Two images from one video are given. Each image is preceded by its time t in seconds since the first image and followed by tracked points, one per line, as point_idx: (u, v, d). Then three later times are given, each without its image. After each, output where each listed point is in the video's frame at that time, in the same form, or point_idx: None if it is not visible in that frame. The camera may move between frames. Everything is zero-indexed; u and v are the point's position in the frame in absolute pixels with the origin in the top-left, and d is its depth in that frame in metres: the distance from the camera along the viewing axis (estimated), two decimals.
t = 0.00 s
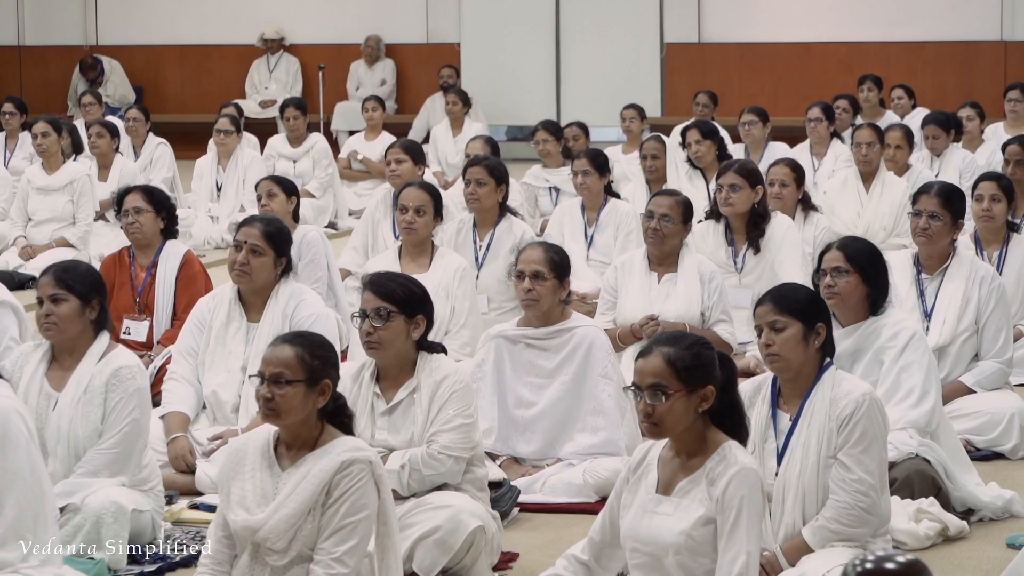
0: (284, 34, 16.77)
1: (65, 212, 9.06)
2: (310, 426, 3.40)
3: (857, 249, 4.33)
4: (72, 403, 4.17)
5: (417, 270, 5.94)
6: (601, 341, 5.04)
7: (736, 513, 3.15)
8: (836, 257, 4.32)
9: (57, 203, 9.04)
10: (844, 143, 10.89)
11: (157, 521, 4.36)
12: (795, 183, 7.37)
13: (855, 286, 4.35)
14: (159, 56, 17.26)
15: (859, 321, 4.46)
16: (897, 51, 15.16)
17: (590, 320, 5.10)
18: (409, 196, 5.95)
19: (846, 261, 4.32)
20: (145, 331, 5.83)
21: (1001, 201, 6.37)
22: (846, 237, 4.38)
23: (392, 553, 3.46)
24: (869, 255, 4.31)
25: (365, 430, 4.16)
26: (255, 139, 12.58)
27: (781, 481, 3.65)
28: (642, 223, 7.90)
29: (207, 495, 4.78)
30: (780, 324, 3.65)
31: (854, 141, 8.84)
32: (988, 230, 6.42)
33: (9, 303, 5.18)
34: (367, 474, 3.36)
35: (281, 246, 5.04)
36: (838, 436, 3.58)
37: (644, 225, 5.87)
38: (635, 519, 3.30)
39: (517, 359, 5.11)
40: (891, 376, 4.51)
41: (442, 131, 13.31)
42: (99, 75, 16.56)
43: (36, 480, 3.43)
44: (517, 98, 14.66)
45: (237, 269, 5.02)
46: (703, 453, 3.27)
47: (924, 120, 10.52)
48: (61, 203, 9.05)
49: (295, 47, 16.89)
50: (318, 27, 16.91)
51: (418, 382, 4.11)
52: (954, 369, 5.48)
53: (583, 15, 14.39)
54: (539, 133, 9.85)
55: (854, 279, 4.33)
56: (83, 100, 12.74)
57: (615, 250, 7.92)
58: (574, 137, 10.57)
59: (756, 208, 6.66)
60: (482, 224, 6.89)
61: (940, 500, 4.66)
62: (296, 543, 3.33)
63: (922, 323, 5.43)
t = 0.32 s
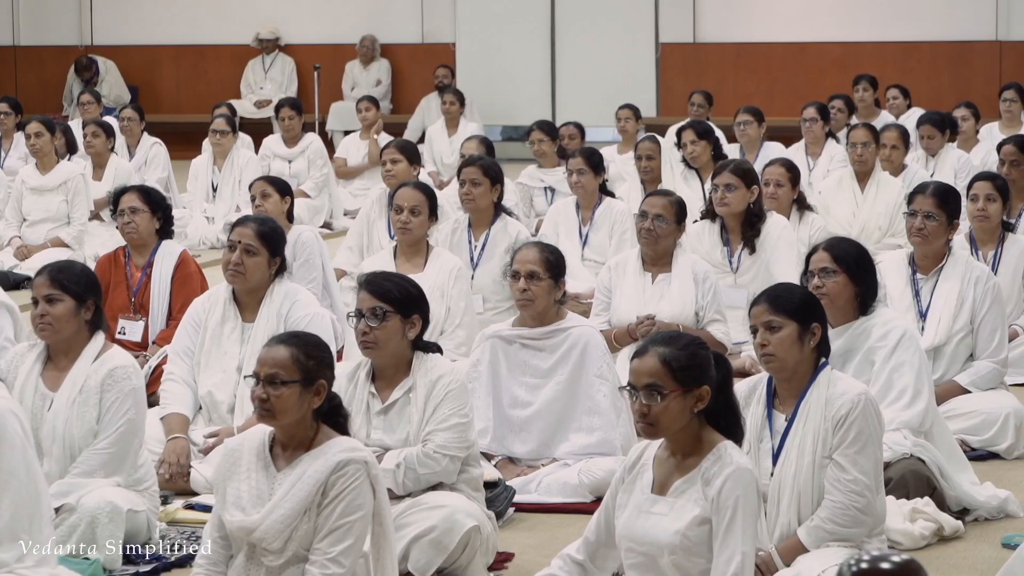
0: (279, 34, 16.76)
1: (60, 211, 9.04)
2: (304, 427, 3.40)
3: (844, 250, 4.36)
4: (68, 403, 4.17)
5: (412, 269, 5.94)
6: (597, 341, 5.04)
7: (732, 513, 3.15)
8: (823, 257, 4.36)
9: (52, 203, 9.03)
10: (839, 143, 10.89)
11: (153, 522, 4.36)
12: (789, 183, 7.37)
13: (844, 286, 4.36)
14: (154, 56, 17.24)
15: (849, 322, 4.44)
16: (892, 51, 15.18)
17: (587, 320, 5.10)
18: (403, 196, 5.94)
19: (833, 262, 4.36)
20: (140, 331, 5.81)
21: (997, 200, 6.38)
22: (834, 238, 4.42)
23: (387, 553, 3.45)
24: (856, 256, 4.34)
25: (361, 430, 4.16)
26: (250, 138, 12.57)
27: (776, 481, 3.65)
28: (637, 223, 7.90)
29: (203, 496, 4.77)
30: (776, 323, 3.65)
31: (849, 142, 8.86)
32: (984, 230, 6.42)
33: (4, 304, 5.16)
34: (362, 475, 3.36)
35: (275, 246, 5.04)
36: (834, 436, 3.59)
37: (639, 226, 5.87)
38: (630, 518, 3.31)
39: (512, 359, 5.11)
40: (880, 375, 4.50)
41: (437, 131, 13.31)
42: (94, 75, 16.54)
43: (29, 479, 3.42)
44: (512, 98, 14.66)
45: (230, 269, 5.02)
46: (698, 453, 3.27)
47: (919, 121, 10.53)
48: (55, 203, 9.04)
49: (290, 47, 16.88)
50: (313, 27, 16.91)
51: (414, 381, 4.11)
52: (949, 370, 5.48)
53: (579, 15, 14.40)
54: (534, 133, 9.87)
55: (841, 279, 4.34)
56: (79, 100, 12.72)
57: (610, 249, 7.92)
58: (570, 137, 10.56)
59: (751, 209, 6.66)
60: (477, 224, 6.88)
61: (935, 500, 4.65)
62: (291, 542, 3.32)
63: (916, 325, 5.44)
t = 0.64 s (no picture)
0: (275, 34, 16.76)
1: (55, 211, 9.05)
2: (300, 427, 3.40)
3: (841, 251, 4.34)
4: (63, 403, 4.17)
5: (408, 270, 5.95)
6: (593, 341, 5.03)
7: (728, 512, 3.15)
8: (819, 257, 4.33)
9: (47, 203, 9.03)
10: (835, 143, 10.89)
11: (149, 521, 4.36)
12: (786, 183, 7.38)
13: (842, 286, 4.35)
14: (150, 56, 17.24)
15: (846, 323, 4.45)
16: (888, 52, 15.18)
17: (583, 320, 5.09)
18: (400, 196, 5.94)
19: (830, 262, 4.34)
20: (136, 331, 5.82)
21: (993, 200, 6.40)
22: (831, 238, 4.40)
23: (384, 553, 3.45)
24: (853, 256, 4.33)
25: (357, 430, 4.17)
26: (246, 138, 12.58)
27: (772, 481, 3.65)
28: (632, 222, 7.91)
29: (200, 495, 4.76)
30: (772, 323, 3.65)
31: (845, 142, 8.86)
32: (980, 229, 6.43)
33: None
34: (359, 475, 3.36)
35: (268, 244, 5.04)
36: (830, 436, 3.59)
37: (634, 226, 5.86)
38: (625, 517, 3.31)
39: (509, 359, 5.11)
40: (876, 377, 4.51)
41: (433, 132, 13.32)
42: (90, 75, 16.54)
43: (25, 479, 3.42)
44: (509, 98, 14.66)
45: (224, 268, 5.01)
46: (694, 453, 3.27)
47: (914, 121, 10.53)
48: (51, 202, 9.04)
49: (286, 47, 16.88)
50: (309, 28, 16.92)
51: (411, 381, 4.11)
52: (946, 370, 5.48)
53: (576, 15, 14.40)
54: (530, 133, 9.87)
55: (839, 279, 4.34)
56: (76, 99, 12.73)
57: (606, 248, 7.92)
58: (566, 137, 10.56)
59: (748, 208, 6.66)
60: (473, 224, 6.88)
61: (932, 501, 4.64)
62: (288, 542, 3.32)
63: (913, 323, 5.43)
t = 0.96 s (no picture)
0: (271, 34, 16.76)
1: (50, 211, 9.04)
2: (296, 426, 3.40)
3: (840, 250, 4.36)
4: (59, 403, 4.17)
5: (404, 270, 5.94)
6: (589, 342, 5.04)
7: (724, 512, 3.15)
8: (819, 256, 4.35)
9: (42, 203, 9.02)
10: (831, 143, 10.89)
11: (145, 522, 4.35)
12: (781, 183, 7.38)
13: (842, 285, 4.37)
14: (146, 56, 17.24)
15: (845, 322, 4.47)
16: (884, 52, 15.20)
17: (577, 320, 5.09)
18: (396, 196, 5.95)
19: (830, 261, 4.35)
20: (131, 331, 5.82)
21: (988, 200, 6.41)
22: (829, 238, 4.42)
23: (380, 553, 3.44)
24: (852, 255, 4.34)
25: (355, 429, 4.16)
26: (242, 139, 12.58)
27: (768, 481, 3.65)
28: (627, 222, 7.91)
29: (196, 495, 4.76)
30: (768, 323, 3.65)
31: (840, 141, 8.86)
32: (975, 229, 6.43)
33: None
34: (355, 475, 3.35)
35: (257, 241, 5.06)
36: (825, 437, 3.59)
37: (629, 226, 5.87)
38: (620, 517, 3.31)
39: (505, 359, 5.11)
40: (875, 377, 4.53)
41: (428, 132, 13.32)
42: (85, 75, 16.51)
43: (20, 481, 3.42)
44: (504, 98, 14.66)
45: (215, 267, 5.02)
46: (690, 453, 3.27)
47: (910, 121, 10.54)
48: (46, 203, 9.03)
49: (281, 47, 16.87)
50: (304, 28, 16.92)
51: (410, 380, 4.11)
52: (941, 370, 5.49)
53: (572, 15, 14.39)
54: (526, 133, 9.87)
55: (839, 279, 4.35)
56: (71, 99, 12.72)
57: (600, 248, 7.93)
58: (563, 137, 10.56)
59: (743, 208, 6.66)
60: (469, 224, 6.88)
61: (927, 501, 4.64)
62: (283, 542, 3.32)
63: (909, 322, 5.43)
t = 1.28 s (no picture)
0: (267, 34, 16.76)
1: (46, 211, 9.03)
2: (292, 427, 3.39)
3: (841, 247, 4.39)
4: (54, 403, 4.17)
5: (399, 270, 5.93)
6: (585, 341, 5.04)
7: (720, 512, 3.16)
8: (820, 254, 4.37)
9: (38, 203, 9.02)
10: (826, 143, 10.90)
11: (140, 522, 4.35)
12: (777, 183, 7.37)
13: (843, 281, 4.39)
14: (141, 56, 17.24)
15: (846, 318, 4.48)
16: (880, 52, 15.20)
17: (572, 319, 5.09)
18: (391, 196, 5.95)
19: (831, 258, 4.38)
20: (127, 331, 5.82)
21: (984, 200, 6.42)
22: (830, 236, 4.44)
23: (375, 552, 3.44)
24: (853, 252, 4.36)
25: (353, 426, 4.17)
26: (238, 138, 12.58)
27: (764, 481, 3.65)
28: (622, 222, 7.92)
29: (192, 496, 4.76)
30: (763, 323, 3.65)
31: (836, 141, 8.87)
32: (971, 229, 6.44)
33: None
34: (351, 474, 3.35)
35: (251, 240, 5.07)
36: (821, 437, 3.59)
37: (626, 225, 5.87)
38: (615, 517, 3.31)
39: (501, 359, 5.11)
40: (873, 375, 4.51)
41: (424, 132, 13.33)
42: (81, 76, 16.50)
43: (15, 480, 3.42)
44: (501, 98, 14.67)
45: (211, 267, 5.02)
46: (686, 453, 3.27)
47: (905, 121, 10.55)
48: (42, 202, 9.02)
49: (277, 47, 16.88)
50: (300, 28, 16.93)
51: (409, 379, 4.11)
52: (936, 370, 5.50)
53: (568, 16, 14.38)
54: (521, 133, 9.88)
55: (841, 275, 4.37)
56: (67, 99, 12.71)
57: (595, 248, 7.94)
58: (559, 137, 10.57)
59: (739, 208, 6.67)
60: (464, 224, 6.88)
61: (923, 500, 4.64)
62: (279, 542, 3.32)
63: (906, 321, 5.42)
